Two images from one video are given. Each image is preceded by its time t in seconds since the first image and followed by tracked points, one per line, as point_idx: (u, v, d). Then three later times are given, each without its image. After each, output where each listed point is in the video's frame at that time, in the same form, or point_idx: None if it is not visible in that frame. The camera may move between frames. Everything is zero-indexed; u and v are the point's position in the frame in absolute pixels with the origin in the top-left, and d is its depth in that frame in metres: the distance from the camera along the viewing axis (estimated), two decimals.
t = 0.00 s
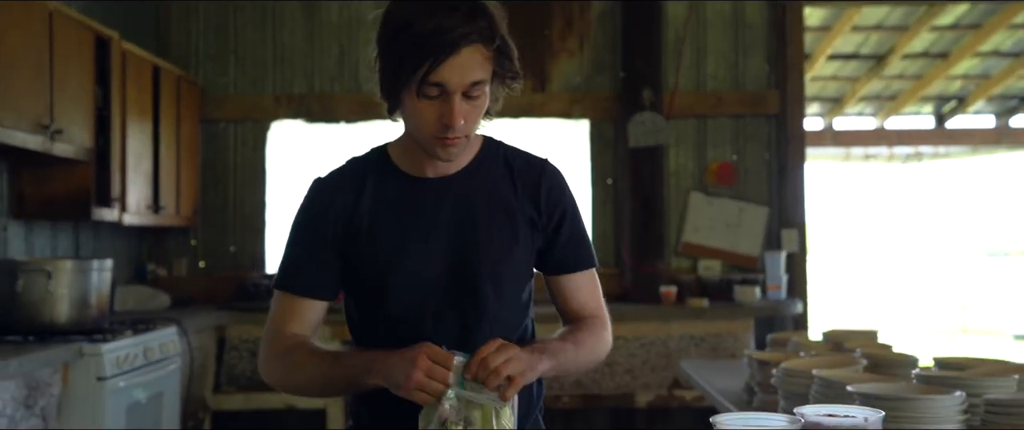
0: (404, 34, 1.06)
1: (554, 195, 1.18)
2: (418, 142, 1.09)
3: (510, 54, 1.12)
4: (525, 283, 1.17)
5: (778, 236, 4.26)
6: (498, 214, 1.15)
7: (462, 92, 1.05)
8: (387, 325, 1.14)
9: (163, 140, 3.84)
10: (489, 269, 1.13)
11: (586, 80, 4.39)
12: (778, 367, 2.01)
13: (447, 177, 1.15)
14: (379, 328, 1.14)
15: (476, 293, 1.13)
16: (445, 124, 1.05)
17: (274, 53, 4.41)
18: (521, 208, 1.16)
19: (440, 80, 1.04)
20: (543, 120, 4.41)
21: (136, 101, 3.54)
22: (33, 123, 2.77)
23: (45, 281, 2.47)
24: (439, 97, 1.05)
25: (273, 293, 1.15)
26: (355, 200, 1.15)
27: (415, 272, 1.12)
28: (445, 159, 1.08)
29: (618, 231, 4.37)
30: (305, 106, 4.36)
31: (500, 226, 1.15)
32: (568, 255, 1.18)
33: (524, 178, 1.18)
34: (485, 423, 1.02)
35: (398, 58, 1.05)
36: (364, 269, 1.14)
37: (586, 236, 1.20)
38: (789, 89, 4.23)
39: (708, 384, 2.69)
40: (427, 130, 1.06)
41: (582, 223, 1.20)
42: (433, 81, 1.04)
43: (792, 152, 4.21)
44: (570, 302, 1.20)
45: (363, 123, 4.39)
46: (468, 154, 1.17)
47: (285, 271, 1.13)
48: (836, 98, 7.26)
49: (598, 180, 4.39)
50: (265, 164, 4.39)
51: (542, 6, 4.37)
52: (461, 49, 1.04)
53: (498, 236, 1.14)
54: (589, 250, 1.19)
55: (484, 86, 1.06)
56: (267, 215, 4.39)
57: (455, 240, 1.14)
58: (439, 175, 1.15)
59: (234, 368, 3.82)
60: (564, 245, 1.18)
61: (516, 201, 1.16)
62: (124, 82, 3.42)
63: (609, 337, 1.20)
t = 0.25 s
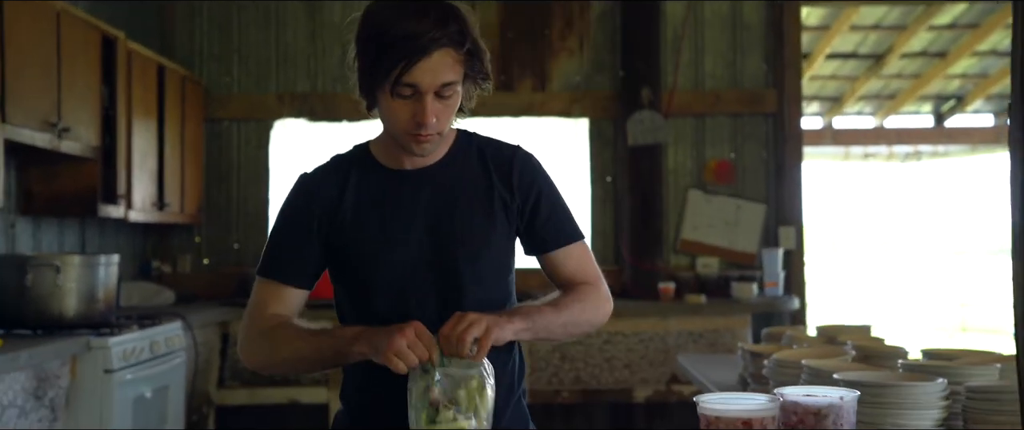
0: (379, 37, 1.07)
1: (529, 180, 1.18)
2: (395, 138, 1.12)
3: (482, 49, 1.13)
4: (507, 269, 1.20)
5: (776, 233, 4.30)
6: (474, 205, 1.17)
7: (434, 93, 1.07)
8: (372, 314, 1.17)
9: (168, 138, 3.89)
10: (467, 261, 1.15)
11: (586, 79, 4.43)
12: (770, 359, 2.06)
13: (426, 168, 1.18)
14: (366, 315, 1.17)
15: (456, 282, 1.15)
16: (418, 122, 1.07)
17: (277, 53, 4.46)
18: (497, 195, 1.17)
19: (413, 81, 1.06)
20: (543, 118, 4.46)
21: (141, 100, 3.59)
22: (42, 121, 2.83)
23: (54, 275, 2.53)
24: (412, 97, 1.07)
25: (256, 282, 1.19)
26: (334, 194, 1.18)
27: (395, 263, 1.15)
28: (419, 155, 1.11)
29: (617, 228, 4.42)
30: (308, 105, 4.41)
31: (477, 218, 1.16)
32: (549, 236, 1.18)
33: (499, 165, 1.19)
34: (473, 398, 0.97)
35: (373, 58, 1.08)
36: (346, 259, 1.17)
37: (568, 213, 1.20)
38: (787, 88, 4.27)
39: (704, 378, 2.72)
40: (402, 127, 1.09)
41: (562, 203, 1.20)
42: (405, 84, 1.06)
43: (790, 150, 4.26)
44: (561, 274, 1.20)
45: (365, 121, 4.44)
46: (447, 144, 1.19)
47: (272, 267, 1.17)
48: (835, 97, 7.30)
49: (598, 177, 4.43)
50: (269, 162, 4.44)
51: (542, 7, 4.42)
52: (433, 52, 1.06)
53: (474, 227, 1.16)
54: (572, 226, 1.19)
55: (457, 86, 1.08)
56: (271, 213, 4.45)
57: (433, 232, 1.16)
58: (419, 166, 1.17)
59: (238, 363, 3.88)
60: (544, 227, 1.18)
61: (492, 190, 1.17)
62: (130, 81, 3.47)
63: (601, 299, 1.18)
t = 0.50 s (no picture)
0: (377, 34, 1.11)
1: (530, 172, 1.22)
2: (394, 134, 1.16)
3: (477, 49, 1.17)
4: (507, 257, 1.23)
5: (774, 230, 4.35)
6: (477, 195, 1.20)
7: (431, 88, 1.10)
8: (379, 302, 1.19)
9: (174, 135, 3.95)
10: (470, 249, 1.18)
11: (586, 77, 4.48)
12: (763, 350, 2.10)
13: (427, 161, 1.20)
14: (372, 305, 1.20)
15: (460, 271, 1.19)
16: (416, 118, 1.11)
17: (281, 51, 4.51)
18: (500, 184, 1.21)
19: (410, 78, 1.09)
20: (544, 116, 4.50)
21: (148, 98, 3.64)
22: (51, 118, 2.88)
23: (64, 269, 2.59)
24: (409, 93, 1.11)
25: (252, 263, 1.19)
26: (339, 186, 1.20)
27: (400, 252, 1.18)
28: (418, 150, 1.15)
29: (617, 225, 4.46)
30: (311, 103, 4.45)
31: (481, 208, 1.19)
32: (559, 225, 1.23)
33: (500, 158, 1.23)
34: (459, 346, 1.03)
35: (372, 58, 1.11)
36: (352, 249, 1.19)
37: (569, 203, 1.24)
38: (785, 86, 4.32)
39: (702, 371, 2.77)
40: (400, 123, 1.12)
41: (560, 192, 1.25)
42: (402, 80, 1.10)
43: (788, 148, 4.31)
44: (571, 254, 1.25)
45: (368, 120, 4.49)
46: (446, 138, 1.22)
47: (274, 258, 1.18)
48: (835, 96, 7.34)
49: (598, 175, 4.47)
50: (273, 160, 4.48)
51: (543, 6, 4.47)
52: (429, 49, 1.09)
53: (478, 217, 1.19)
54: (573, 214, 1.24)
55: (453, 82, 1.12)
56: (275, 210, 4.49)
57: (438, 222, 1.19)
58: (421, 159, 1.20)
59: (243, 357, 3.94)
60: (546, 217, 1.23)
61: (496, 180, 1.21)
62: (137, 79, 3.52)
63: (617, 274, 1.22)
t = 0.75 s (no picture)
0: (399, 29, 1.17)
1: (543, 171, 1.29)
2: (416, 124, 1.22)
3: (495, 44, 1.23)
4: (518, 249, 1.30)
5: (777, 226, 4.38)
6: (492, 189, 1.26)
7: (449, 82, 1.16)
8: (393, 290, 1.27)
9: (184, 133, 4.00)
10: (483, 239, 1.25)
11: (590, 76, 4.53)
12: (761, 341, 2.15)
13: (446, 154, 1.27)
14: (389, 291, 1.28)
15: (473, 261, 1.25)
16: (436, 110, 1.17)
17: (288, 50, 4.56)
18: (514, 180, 1.27)
19: (429, 72, 1.15)
20: (548, 114, 4.55)
21: (158, 96, 3.69)
22: (64, 115, 2.93)
23: (77, 263, 2.64)
24: (430, 86, 1.17)
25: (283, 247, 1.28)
26: (361, 174, 1.26)
27: (417, 242, 1.25)
28: (439, 140, 1.21)
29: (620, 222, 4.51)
30: (318, 102, 4.50)
31: (495, 201, 1.26)
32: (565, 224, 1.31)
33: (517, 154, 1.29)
34: (472, 371, 1.11)
35: (394, 52, 1.17)
36: (373, 238, 1.26)
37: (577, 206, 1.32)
38: (787, 84, 4.35)
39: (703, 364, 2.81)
40: (421, 115, 1.18)
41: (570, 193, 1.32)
42: (423, 74, 1.16)
43: (790, 146, 4.34)
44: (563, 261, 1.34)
45: (374, 118, 4.53)
46: (465, 132, 1.29)
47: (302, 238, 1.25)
48: (839, 94, 7.38)
49: (602, 171, 4.52)
50: (281, 157, 4.54)
51: (547, 5, 4.51)
52: (448, 42, 1.15)
53: (493, 210, 1.26)
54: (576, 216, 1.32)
55: (471, 75, 1.17)
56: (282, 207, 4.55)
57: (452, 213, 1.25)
58: (439, 151, 1.26)
59: (251, 352, 4.00)
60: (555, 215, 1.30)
61: (510, 177, 1.27)
62: (148, 77, 3.58)
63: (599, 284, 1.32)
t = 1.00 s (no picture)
0: (423, 29, 1.21)
1: (562, 177, 1.34)
2: (440, 118, 1.28)
3: (518, 46, 1.27)
4: (534, 247, 1.35)
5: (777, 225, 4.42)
6: (511, 188, 1.31)
7: (469, 84, 1.21)
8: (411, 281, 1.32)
9: (190, 132, 4.05)
10: (501, 233, 1.30)
11: (592, 76, 4.57)
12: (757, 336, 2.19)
13: (472, 150, 1.33)
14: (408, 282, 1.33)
15: (489, 253, 1.30)
16: (455, 110, 1.23)
17: (294, 50, 4.61)
18: (534, 181, 1.32)
19: (449, 74, 1.20)
20: (550, 114, 4.59)
21: (165, 96, 3.74)
22: (73, 114, 2.98)
23: (86, 258, 2.68)
24: (451, 86, 1.22)
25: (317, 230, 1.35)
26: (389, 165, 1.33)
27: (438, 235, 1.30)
28: (460, 135, 1.28)
29: (621, 221, 4.55)
30: (323, 101, 4.55)
31: (514, 199, 1.31)
32: (575, 231, 1.36)
33: (541, 158, 1.34)
34: (460, 355, 1.10)
35: (419, 51, 1.22)
36: (396, 229, 1.32)
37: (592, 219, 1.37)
38: (787, 84, 4.39)
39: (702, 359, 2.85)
40: (443, 111, 1.25)
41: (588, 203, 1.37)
42: (444, 75, 1.21)
43: (790, 145, 4.37)
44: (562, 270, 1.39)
45: (378, 117, 4.58)
46: (490, 131, 1.34)
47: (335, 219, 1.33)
48: (840, 94, 7.42)
49: (604, 171, 4.56)
50: (286, 156, 4.59)
51: (549, 6, 4.55)
52: (468, 48, 1.19)
53: (511, 206, 1.31)
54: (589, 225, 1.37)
55: (491, 77, 1.22)
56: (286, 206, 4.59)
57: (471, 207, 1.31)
58: (464, 147, 1.33)
59: (256, 349, 4.04)
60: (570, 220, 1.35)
61: (529, 178, 1.32)
62: (155, 77, 3.62)
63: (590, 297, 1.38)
